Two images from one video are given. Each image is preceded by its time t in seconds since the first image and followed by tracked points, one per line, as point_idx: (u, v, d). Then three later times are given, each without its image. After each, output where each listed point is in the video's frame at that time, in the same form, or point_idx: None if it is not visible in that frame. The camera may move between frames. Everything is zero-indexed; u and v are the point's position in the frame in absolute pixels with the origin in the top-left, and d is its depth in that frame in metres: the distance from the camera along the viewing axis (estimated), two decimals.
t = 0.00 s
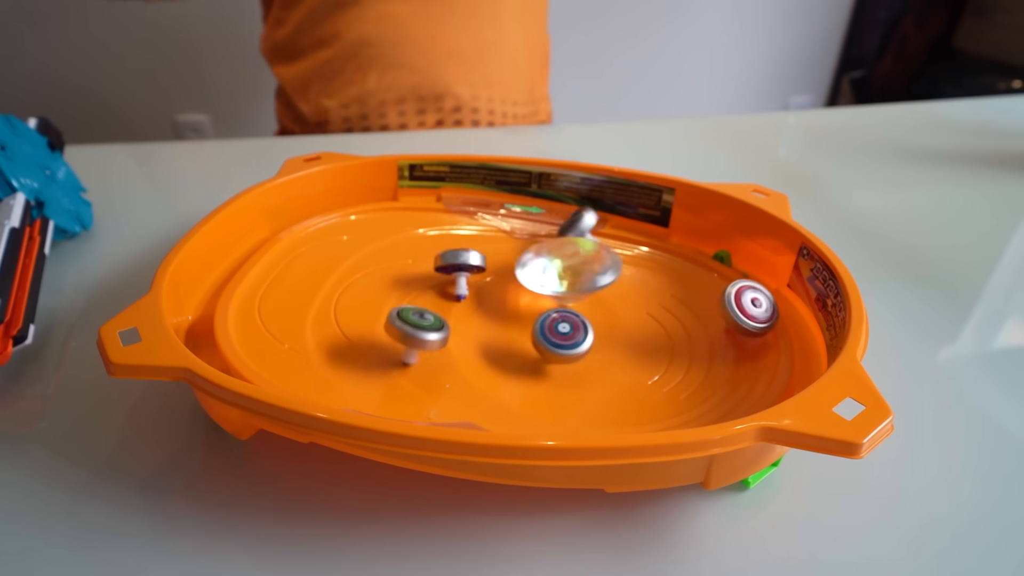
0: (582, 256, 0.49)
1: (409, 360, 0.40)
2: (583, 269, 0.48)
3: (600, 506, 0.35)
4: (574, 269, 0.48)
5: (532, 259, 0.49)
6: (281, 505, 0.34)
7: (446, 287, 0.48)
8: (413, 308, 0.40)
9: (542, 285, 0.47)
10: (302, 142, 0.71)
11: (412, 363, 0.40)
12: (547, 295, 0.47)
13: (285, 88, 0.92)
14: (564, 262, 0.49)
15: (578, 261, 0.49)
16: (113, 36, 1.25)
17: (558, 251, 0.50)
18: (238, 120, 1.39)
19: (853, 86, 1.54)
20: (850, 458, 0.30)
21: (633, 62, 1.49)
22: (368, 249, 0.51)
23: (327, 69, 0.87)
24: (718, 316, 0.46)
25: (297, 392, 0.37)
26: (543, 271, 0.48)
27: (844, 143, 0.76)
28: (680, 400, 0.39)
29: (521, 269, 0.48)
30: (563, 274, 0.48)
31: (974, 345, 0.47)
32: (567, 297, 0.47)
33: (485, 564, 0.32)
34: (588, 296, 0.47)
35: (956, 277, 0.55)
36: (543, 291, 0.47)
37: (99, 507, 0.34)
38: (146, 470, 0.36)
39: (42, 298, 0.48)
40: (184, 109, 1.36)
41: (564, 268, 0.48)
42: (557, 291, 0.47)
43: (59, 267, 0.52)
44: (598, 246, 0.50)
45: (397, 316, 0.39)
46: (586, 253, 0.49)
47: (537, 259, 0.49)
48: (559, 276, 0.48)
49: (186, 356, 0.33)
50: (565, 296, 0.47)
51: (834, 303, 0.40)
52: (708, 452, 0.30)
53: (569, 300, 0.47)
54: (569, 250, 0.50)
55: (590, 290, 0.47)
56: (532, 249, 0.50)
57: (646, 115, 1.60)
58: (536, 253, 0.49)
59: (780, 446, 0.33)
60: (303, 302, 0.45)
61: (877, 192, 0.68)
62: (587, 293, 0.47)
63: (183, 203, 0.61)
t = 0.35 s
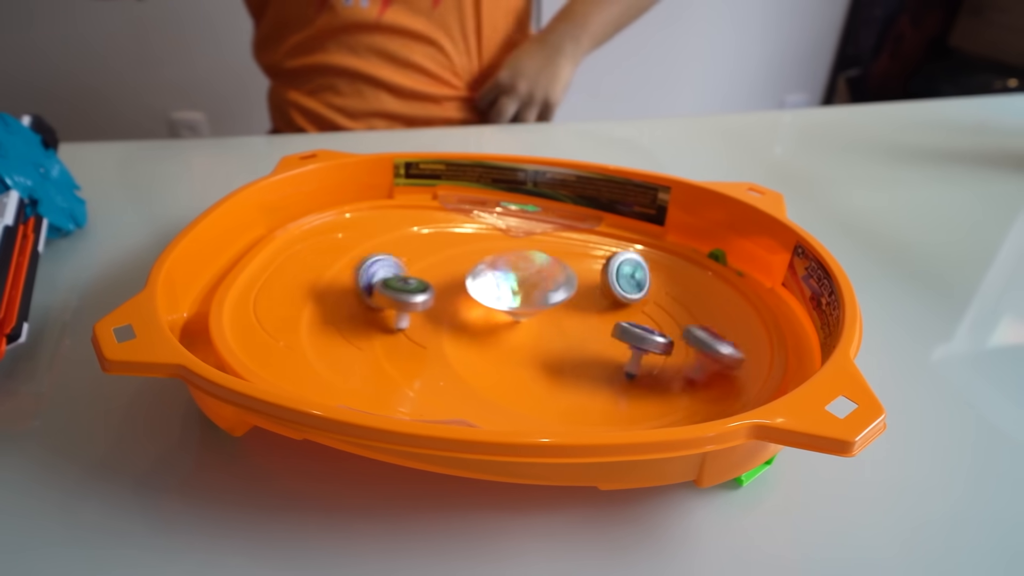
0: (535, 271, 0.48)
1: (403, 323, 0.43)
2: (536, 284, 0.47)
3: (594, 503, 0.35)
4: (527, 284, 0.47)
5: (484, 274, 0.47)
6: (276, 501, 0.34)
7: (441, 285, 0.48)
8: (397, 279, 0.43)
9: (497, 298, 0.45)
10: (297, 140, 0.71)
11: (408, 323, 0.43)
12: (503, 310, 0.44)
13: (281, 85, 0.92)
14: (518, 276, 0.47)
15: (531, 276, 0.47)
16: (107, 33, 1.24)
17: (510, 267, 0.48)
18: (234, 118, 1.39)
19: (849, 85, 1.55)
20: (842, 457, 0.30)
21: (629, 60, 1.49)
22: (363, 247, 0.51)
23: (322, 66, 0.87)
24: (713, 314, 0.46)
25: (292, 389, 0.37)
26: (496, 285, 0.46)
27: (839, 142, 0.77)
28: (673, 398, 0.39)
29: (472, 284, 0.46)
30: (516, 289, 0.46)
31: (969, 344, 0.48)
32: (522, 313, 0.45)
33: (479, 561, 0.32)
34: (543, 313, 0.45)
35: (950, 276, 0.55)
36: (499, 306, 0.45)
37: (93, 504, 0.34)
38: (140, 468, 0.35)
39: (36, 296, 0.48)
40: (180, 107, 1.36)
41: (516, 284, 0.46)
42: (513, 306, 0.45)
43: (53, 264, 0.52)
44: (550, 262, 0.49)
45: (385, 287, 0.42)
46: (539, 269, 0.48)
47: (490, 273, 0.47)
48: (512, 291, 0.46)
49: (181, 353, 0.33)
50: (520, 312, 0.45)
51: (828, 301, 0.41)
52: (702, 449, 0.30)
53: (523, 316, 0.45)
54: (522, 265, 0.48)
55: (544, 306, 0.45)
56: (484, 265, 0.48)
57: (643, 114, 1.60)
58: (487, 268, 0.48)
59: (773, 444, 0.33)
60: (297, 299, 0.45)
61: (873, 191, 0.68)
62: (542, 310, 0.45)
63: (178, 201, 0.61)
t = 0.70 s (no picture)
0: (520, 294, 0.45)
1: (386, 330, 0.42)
2: (520, 308, 0.44)
3: (592, 500, 0.35)
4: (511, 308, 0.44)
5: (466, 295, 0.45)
6: (277, 498, 0.35)
7: (440, 284, 0.48)
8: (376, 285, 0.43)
9: (477, 324, 0.43)
10: (298, 140, 0.72)
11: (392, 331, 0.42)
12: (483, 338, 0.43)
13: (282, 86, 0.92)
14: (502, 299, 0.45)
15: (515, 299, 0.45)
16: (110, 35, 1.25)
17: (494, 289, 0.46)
18: (236, 118, 1.39)
19: (850, 83, 1.54)
20: (837, 454, 0.30)
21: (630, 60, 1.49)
22: (364, 246, 0.51)
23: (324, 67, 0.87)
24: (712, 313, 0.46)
25: (292, 387, 0.37)
26: (478, 310, 0.44)
27: (838, 140, 0.77)
28: (670, 396, 0.39)
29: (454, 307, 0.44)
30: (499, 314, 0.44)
31: (970, 342, 0.48)
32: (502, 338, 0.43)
33: (478, 557, 0.32)
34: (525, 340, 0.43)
35: (950, 274, 0.56)
36: (480, 333, 0.43)
37: (96, 501, 0.34)
38: (143, 465, 0.36)
39: (40, 296, 0.49)
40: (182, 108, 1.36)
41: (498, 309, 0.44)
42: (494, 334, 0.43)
43: (56, 264, 0.52)
44: (537, 283, 0.47)
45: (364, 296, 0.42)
46: (525, 291, 0.46)
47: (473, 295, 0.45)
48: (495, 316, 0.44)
49: (183, 351, 0.33)
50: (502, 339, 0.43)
51: (825, 299, 0.41)
52: (699, 446, 0.30)
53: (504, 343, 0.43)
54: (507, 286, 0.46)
55: (523, 335, 0.43)
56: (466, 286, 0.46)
57: (644, 113, 1.60)
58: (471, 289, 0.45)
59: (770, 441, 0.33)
60: (298, 298, 0.45)
61: (873, 189, 0.68)
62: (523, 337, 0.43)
63: (180, 202, 0.61)
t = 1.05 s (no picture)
0: (574, 324, 0.42)
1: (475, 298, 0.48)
2: (574, 340, 0.41)
3: (597, 500, 0.36)
4: (565, 340, 0.41)
5: (516, 330, 0.42)
6: (284, 497, 0.35)
7: (446, 285, 0.48)
8: (468, 259, 0.48)
9: (528, 361, 0.40)
10: (307, 144, 0.72)
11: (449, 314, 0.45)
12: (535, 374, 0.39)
13: (290, 91, 0.93)
14: (555, 332, 0.42)
15: (569, 330, 0.42)
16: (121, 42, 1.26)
17: (544, 320, 0.42)
18: (244, 122, 1.40)
19: (857, 84, 1.54)
20: (840, 453, 0.30)
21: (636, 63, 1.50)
22: (370, 248, 0.52)
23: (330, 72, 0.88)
24: (716, 314, 0.46)
25: (299, 388, 0.38)
26: (530, 345, 0.41)
27: (844, 141, 0.77)
28: (673, 396, 0.39)
29: (505, 341, 0.41)
30: (553, 347, 0.41)
31: (977, 343, 0.48)
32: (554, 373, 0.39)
33: (482, 555, 0.33)
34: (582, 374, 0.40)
35: (955, 275, 0.55)
36: (531, 370, 0.40)
37: (108, 499, 0.35)
38: (154, 464, 0.36)
39: (52, 298, 0.50)
40: (192, 113, 1.38)
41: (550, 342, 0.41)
42: (546, 370, 0.39)
43: (68, 267, 0.53)
44: (591, 309, 0.43)
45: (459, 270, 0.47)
46: (579, 321, 0.42)
47: (523, 328, 0.42)
48: (549, 350, 0.40)
49: (192, 352, 0.34)
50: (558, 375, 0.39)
51: (829, 300, 0.41)
52: (703, 445, 0.30)
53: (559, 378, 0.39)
54: (560, 317, 0.42)
55: (581, 370, 0.39)
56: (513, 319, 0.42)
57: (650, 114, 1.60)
58: (520, 322, 0.42)
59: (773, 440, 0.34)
60: (305, 300, 0.45)
61: (879, 190, 0.68)
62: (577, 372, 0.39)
63: (189, 206, 0.62)
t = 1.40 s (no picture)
0: (623, 332, 0.41)
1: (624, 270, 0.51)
2: (625, 347, 0.41)
3: (598, 497, 0.36)
4: (616, 348, 0.41)
5: (565, 341, 0.42)
6: (287, 494, 0.35)
7: (448, 284, 0.49)
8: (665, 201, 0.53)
9: (577, 372, 0.40)
10: (309, 145, 0.73)
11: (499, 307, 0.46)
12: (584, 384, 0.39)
13: (291, 92, 0.93)
14: (605, 340, 0.41)
15: (619, 338, 0.41)
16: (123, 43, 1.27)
17: (593, 330, 0.42)
18: (247, 124, 1.41)
19: (858, 86, 1.54)
20: (838, 450, 0.31)
21: (637, 65, 1.50)
22: (373, 248, 0.52)
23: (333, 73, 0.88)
24: (717, 313, 0.47)
25: (303, 385, 0.38)
26: (579, 355, 0.41)
27: (845, 143, 0.77)
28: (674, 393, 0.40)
29: (554, 353, 0.41)
30: (603, 356, 0.40)
31: (976, 343, 0.48)
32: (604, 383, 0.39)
33: (484, 551, 0.33)
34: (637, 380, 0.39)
35: (955, 276, 0.56)
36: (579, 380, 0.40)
37: (112, 495, 0.35)
38: (158, 461, 0.37)
39: (56, 298, 0.50)
40: (194, 114, 1.38)
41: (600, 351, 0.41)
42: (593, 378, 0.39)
43: (72, 268, 0.53)
44: (639, 315, 0.42)
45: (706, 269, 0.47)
46: (628, 328, 0.42)
47: (572, 339, 0.42)
48: (599, 360, 0.40)
49: (197, 350, 0.34)
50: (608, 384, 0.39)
51: (828, 299, 0.41)
52: (703, 441, 0.31)
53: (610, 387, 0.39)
54: (608, 325, 0.42)
55: (634, 377, 0.39)
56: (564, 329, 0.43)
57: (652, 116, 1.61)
58: (568, 333, 0.42)
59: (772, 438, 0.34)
60: (309, 299, 0.46)
61: (879, 192, 0.68)
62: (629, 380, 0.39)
63: (193, 206, 0.62)
